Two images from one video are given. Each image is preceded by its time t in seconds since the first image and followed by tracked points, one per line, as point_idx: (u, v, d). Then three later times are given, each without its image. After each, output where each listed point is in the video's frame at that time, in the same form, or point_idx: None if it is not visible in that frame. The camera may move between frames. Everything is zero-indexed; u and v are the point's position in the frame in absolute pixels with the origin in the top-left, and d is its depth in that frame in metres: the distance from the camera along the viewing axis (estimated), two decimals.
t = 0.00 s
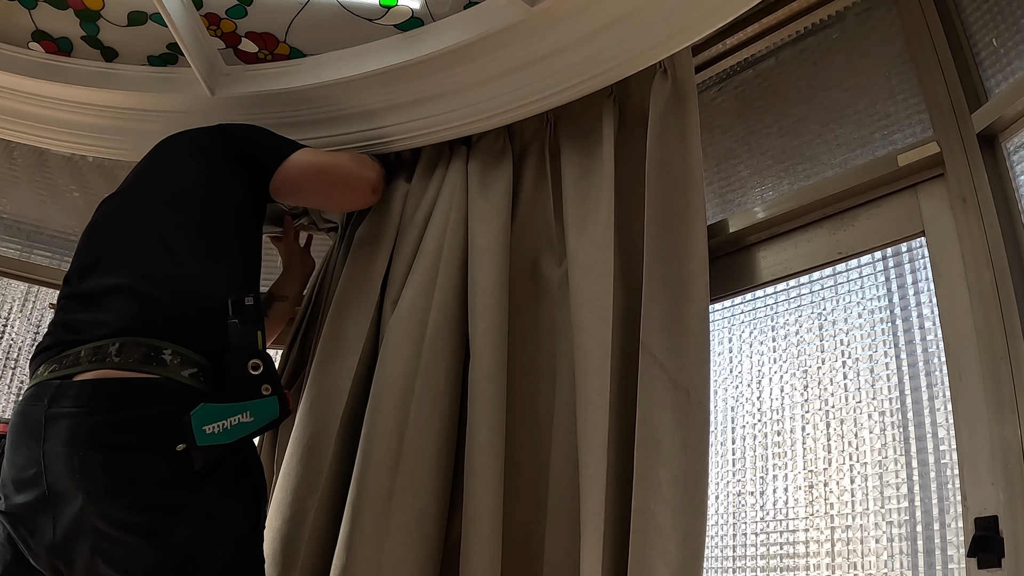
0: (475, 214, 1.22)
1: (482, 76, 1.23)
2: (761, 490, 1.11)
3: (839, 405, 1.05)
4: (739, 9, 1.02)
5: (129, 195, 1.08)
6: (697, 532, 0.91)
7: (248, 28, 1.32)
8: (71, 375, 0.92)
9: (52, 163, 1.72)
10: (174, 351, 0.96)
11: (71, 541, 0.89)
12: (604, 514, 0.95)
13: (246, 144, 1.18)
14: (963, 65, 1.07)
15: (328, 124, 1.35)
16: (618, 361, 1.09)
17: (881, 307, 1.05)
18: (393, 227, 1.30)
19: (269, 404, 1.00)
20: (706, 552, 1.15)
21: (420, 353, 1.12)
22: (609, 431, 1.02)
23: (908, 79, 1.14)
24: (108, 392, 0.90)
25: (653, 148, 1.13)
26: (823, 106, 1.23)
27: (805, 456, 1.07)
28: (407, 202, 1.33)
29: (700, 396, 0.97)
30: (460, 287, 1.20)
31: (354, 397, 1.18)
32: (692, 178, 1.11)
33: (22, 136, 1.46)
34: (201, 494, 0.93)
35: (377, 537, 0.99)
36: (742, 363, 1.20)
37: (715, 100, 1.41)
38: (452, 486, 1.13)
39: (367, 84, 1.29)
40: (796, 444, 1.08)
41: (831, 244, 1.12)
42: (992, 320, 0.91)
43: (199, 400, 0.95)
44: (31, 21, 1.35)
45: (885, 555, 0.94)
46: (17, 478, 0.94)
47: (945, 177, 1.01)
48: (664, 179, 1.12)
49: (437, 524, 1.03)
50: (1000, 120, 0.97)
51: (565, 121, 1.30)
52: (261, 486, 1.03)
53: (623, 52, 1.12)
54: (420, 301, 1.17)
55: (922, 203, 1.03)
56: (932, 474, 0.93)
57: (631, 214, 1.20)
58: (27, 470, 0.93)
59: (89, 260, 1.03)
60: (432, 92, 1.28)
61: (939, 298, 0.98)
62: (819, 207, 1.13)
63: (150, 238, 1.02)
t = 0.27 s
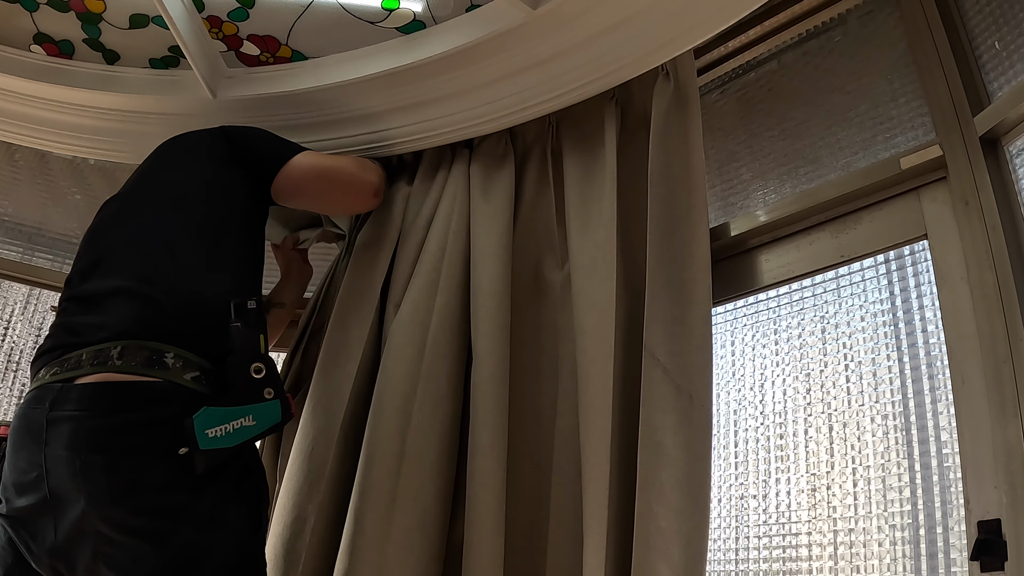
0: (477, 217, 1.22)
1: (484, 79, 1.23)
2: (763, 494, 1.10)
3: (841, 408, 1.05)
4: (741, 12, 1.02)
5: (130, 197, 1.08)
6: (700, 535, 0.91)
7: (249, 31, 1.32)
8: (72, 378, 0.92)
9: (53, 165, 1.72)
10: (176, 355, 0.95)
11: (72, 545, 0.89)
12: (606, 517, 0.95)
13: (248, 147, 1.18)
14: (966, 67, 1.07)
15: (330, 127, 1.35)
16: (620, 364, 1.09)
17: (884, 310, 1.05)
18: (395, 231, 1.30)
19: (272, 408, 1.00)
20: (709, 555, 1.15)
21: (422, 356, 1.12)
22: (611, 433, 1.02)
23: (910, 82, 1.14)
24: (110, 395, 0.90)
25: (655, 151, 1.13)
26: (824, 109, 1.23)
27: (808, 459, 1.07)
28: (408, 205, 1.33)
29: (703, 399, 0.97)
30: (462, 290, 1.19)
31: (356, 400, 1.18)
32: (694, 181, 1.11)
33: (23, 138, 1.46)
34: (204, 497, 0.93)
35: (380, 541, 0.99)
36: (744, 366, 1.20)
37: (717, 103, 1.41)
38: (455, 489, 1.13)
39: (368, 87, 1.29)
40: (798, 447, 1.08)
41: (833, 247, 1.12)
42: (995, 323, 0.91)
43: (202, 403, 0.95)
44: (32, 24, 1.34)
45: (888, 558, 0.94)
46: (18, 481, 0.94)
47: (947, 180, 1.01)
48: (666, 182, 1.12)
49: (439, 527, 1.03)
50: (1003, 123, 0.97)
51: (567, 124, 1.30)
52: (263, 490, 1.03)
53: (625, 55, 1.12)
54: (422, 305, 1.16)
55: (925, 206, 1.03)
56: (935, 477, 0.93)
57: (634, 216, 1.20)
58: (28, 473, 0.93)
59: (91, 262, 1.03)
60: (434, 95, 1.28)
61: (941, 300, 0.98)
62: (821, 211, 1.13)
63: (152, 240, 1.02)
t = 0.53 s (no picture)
0: (478, 220, 1.23)
1: (485, 82, 1.24)
2: (763, 496, 1.11)
3: (840, 411, 1.05)
4: (741, 16, 1.02)
5: (131, 200, 1.08)
6: (701, 538, 0.91)
7: (250, 34, 1.32)
8: (74, 381, 0.92)
9: (54, 169, 1.72)
10: (178, 358, 0.96)
11: (74, 547, 0.89)
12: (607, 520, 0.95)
13: (249, 150, 1.18)
14: (965, 71, 1.07)
15: (331, 130, 1.35)
16: (621, 367, 1.10)
17: (882, 313, 1.06)
18: (396, 234, 1.30)
19: (274, 411, 1.00)
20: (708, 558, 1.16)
21: (424, 359, 1.13)
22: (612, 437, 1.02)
23: (909, 86, 1.14)
24: (112, 398, 0.90)
25: (656, 155, 1.13)
26: (824, 112, 1.23)
27: (807, 462, 1.07)
28: (409, 208, 1.33)
29: (704, 402, 0.98)
30: (463, 294, 1.20)
31: (358, 403, 1.18)
32: (695, 184, 1.11)
33: (24, 141, 1.46)
34: (206, 500, 0.94)
35: (382, 544, 1.00)
36: (743, 369, 1.21)
37: (717, 106, 1.42)
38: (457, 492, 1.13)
39: (369, 90, 1.29)
40: (797, 449, 1.09)
41: (833, 250, 1.12)
42: (993, 324, 0.91)
43: (204, 407, 0.96)
44: (33, 27, 1.35)
45: (887, 560, 0.95)
46: (20, 484, 0.94)
47: (946, 183, 1.02)
48: (667, 185, 1.12)
49: (441, 530, 1.03)
50: (1002, 126, 0.97)
51: (568, 127, 1.30)
52: (265, 493, 1.03)
53: (626, 58, 1.12)
54: (423, 308, 1.17)
55: (924, 209, 1.03)
56: (933, 480, 0.93)
57: (634, 219, 1.20)
58: (30, 476, 0.93)
59: (92, 265, 1.03)
60: (435, 98, 1.28)
61: (940, 303, 0.98)
62: (820, 214, 1.13)
63: (153, 243, 1.02)
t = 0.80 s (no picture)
0: (477, 223, 1.23)
1: (483, 85, 1.24)
2: (761, 498, 1.11)
3: (838, 413, 1.06)
4: (738, 18, 1.02)
5: (130, 204, 1.08)
6: (699, 540, 0.91)
7: (248, 37, 1.33)
8: (74, 385, 0.93)
9: (54, 172, 1.72)
10: (177, 362, 0.96)
11: (73, 551, 0.90)
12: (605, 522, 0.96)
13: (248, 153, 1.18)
14: (961, 73, 1.07)
15: (330, 133, 1.36)
16: (619, 369, 1.10)
17: (880, 315, 1.06)
18: (396, 237, 1.31)
19: (273, 414, 1.00)
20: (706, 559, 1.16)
21: (423, 362, 1.13)
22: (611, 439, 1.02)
23: (906, 88, 1.14)
24: (111, 402, 0.91)
25: (654, 157, 1.14)
26: (821, 115, 1.24)
27: (804, 463, 1.07)
28: (408, 211, 1.34)
29: (702, 404, 0.98)
30: (462, 296, 1.20)
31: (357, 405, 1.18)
32: (693, 187, 1.12)
33: (24, 144, 1.46)
34: (206, 503, 0.94)
35: (381, 546, 1.00)
36: (741, 371, 1.21)
37: (714, 108, 1.42)
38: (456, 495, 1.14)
39: (368, 93, 1.30)
40: (795, 451, 1.09)
41: (831, 252, 1.12)
42: (989, 326, 0.91)
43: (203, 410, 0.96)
44: (32, 30, 1.35)
45: (885, 562, 0.95)
46: (20, 488, 0.94)
47: (943, 185, 1.02)
48: (665, 187, 1.12)
49: (440, 532, 1.04)
50: (999, 128, 0.97)
51: (566, 129, 1.31)
52: (265, 496, 1.04)
53: (624, 61, 1.12)
54: (422, 310, 1.17)
55: (921, 211, 1.03)
56: (931, 482, 0.94)
57: (632, 222, 1.21)
58: (30, 479, 0.93)
59: (92, 269, 1.03)
60: (434, 101, 1.28)
61: (937, 305, 0.98)
62: (818, 216, 1.14)
63: (152, 247, 1.03)
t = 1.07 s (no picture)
0: (478, 223, 1.23)
1: (484, 85, 1.24)
2: (762, 496, 1.11)
3: (839, 411, 1.06)
4: (738, 18, 1.03)
5: (131, 205, 1.08)
6: (701, 539, 0.91)
7: (249, 38, 1.33)
8: (75, 385, 0.93)
9: (55, 173, 1.72)
10: (178, 362, 0.96)
11: (75, 551, 0.89)
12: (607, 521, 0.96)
13: (248, 154, 1.18)
14: (961, 71, 1.07)
15: (331, 134, 1.36)
16: (621, 368, 1.10)
17: (881, 313, 1.06)
18: (397, 237, 1.31)
19: (275, 413, 1.00)
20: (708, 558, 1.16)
21: (425, 361, 1.13)
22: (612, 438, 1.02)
23: (905, 87, 1.15)
24: (112, 402, 0.91)
25: (655, 157, 1.14)
26: (821, 114, 1.24)
27: (806, 462, 1.07)
28: (409, 211, 1.34)
29: (704, 404, 0.98)
30: (463, 296, 1.20)
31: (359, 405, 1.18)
32: (693, 186, 1.12)
33: (25, 146, 1.47)
34: (208, 503, 0.94)
35: (383, 546, 1.00)
36: (743, 370, 1.21)
37: (715, 108, 1.42)
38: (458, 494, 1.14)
39: (369, 94, 1.30)
40: (797, 449, 1.09)
41: (831, 251, 1.12)
42: (990, 324, 0.91)
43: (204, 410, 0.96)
44: (34, 32, 1.35)
45: (886, 560, 0.95)
46: (21, 488, 0.94)
47: (943, 183, 1.02)
48: (665, 187, 1.12)
49: (442, 532, 1.04)
50: (999, 127, 0.97)
51: (567, 129, 1.31)
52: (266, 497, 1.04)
53: (625, 60, 1.13)
54: (424, 310, 1.17)
55: (921, 210, 1.03)
56: (932, 479, 0.94)
57: (634, 221, 1.21)
58: (32, 480, 0.93)
59: (92, 270, 1.03)
60: (434, 101, 1.28)
61: (938, 303, 0.98)
62: (818, 215, 1.14)
63: (153, 247, 1.03)
